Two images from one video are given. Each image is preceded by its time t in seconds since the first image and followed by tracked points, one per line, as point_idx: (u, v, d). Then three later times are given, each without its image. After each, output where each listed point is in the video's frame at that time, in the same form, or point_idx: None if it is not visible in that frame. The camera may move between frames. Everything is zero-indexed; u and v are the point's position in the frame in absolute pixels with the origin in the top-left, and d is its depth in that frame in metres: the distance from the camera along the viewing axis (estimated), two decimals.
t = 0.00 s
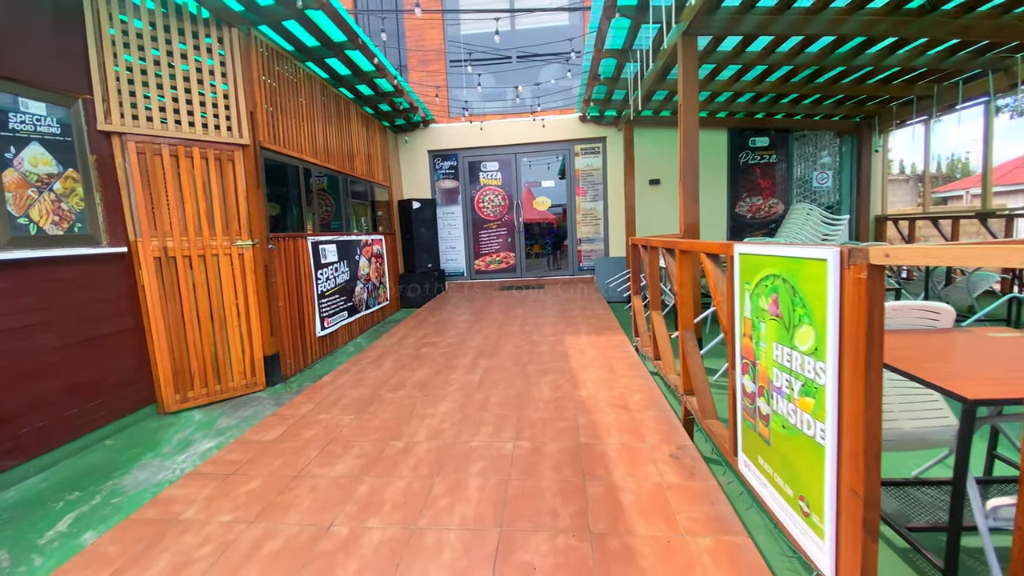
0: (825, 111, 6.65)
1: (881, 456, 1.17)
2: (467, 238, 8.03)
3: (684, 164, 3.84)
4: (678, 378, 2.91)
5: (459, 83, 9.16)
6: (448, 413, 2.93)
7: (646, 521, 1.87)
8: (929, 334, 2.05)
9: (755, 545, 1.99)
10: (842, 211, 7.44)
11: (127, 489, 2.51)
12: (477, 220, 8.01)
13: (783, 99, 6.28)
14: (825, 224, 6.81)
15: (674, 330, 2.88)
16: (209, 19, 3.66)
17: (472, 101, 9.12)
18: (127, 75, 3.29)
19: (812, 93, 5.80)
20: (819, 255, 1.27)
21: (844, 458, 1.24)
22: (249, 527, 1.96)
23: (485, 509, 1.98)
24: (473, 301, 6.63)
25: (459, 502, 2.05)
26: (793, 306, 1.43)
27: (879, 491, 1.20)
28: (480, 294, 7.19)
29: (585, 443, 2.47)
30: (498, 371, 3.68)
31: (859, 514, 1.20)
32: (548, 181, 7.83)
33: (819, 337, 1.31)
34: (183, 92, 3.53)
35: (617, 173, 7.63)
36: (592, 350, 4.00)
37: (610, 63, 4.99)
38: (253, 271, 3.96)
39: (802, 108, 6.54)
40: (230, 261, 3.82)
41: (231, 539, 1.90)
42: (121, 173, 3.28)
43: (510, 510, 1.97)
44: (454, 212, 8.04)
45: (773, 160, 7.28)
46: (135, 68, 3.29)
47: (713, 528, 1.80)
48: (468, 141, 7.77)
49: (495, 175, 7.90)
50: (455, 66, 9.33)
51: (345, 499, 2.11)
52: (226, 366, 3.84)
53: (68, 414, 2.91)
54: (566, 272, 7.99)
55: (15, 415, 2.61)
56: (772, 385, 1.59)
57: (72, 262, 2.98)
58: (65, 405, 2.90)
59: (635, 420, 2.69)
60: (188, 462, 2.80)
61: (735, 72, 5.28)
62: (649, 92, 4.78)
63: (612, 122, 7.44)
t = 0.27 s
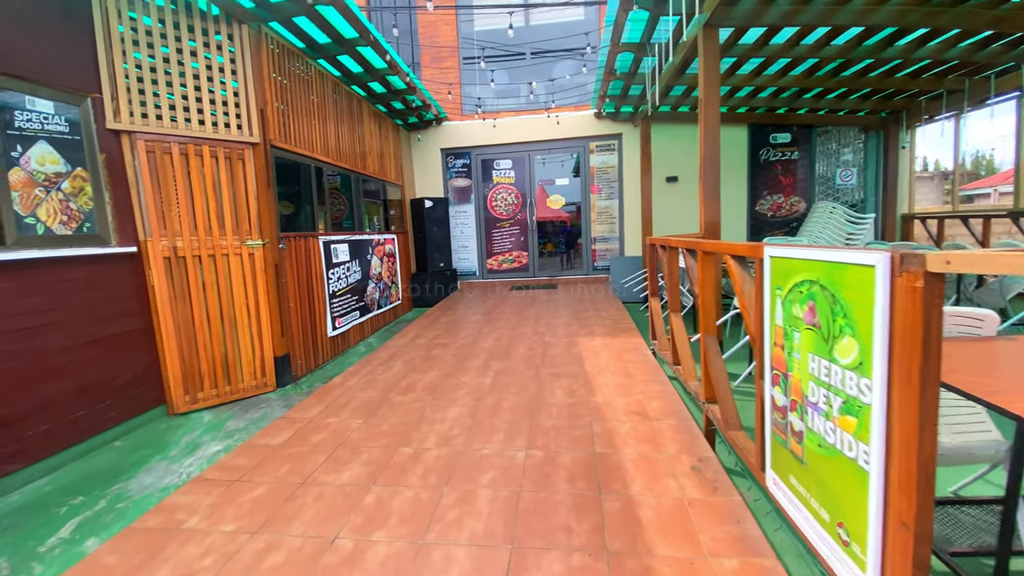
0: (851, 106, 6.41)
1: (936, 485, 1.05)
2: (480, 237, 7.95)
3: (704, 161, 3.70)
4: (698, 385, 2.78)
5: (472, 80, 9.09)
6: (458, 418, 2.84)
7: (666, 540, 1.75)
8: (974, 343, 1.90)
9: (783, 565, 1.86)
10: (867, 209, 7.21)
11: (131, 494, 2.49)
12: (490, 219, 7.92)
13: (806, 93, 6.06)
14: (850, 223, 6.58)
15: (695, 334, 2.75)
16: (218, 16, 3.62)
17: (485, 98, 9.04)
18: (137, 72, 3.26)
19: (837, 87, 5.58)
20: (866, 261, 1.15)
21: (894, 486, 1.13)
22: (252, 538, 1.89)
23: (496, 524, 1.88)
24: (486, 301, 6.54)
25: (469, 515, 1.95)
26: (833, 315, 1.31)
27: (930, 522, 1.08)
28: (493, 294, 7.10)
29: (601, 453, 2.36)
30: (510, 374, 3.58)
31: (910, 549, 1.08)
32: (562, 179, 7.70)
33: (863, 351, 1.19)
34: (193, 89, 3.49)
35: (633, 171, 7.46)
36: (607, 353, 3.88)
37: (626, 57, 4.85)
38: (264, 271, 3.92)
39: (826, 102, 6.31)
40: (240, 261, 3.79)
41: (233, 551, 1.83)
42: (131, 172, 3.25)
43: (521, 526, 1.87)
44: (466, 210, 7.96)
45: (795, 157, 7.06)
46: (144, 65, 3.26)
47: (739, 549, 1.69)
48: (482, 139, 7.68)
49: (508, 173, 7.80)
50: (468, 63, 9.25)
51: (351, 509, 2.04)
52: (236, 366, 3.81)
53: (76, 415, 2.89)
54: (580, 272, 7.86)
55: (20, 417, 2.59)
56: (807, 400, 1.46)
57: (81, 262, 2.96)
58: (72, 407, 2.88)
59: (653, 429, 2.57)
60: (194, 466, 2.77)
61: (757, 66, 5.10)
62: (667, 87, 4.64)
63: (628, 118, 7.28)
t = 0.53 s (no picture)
0: (875, 100, 6.19)
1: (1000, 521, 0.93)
2: (491, 236, 7.87)
3: (724, 158, 3.56)
4: (719, 392, 2.66)
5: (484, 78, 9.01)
6: (468, 424, 2.75)
7: (687, 560, 1.65)
8: None
9: None
10: (890, 207, 6.94)
11: (135, 499, 2.47)
12: (501, 217, 7.83)
13: (828, 87, 5.87)
14: (873, 221, 6.37)
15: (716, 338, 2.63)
16: (226, 12, 3.58)
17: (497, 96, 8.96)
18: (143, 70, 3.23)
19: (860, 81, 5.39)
20: (920, 265, 1.02)
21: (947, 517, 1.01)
22: (253, 549, 1.82)
23: (507, 539, 1.79)
24: (497, 301, 6.45)
25: (478, 529, 1.86)
26: (876, 324, 1.19)
27: (988, 559, 0.96)
28: (504, 293, 7.01)
29: (617, 463, 2.26)
30: (521, 378, 3.49)
31: None
32: (575, 177, 7.58)
33: (913, 366, 1.07)
34: (200, 87, 3.45)
35: (648, 168, 7.31)
36: (622, 357, 3.77)
37: (642, 51, 4.72)
38: (273, 271, 3.87)
39: (849, 97, 6.11)
40: (248, 261, 3.74)
41: (234, 563, 1.76)
42: (138, 171, 3.23)
43: (534, 542, 1.77)
44: (477, 209, 7.88)
45: (815, 154, 6.85)
46: (151, 62, 3.22)
47: (767, 572, 1.57)
48: (494, 136, 7.58)
49: (519, 171, 7.70)
50: (480, 61, 9.16)
51: (356, 520, 1.96)
52: (244, 367, 3.77)
53: (82, 417, 2.90)
54: (592, 271, 7.73)
55: (25, 419, 2.61)
56: (843, 415, 1.34)
57: (86, 262, 2.95)
58: (80, 407, 2.90)
59: (672, 438, 2.46)
60: (199, 470, 2.73)
61: (777, 60, 4.94)
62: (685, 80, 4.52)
63: (642, 115, 7.13)
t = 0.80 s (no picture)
0: (898, 95, 5.99)
1: None
2: (501, 234, 7.78)
3: (744, 154, 3.43)
4: (740, 399, 2.54)
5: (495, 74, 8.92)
6: (477, 429, 2.66)
7: None
8: None
9: None
10: (911, 205, 6.73)
11: (137, 505, 2.43)
12: (511, 215, 7.74)
13: (849, 81, 5.68)
14: (895, 220, 6.17)
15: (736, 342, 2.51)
16: (232, 7, 3.52)
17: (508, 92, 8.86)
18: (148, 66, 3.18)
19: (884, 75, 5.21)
20: (984, 272, 0.90)
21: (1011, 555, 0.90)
22: (253, 563, 1.75)
23: (518, 556, 1.70)
24: (507, 301, 6.35)
25: (488, 544, 1.77)
26: (928, 335, 1.07)
27: None
28: (514, 293, 6.91)
29: (633, 474, 2.15)
30: (532, 380, 3.39)
31: None
32: (586, 174, 7.45)
33: (973, 384, 0.95)
34: (206, 83, 3.39)
35: (661, 165, 7.16)
36: (636, 359, 3.65)
37: (657, 45, 4.58)
38: (280, 271, 3.82)
39: (871, 91, 5.92)
40: (255, 260, 3.69)
41: None
42: (143, 169, 3.18)
43: (546, 560, 1.68)
44: (487, 207, 7.79)
45: (834, 150, 6.66)
46: (156, 58, 3.17)
47: None
48: (504, 133, 7.48)
49: (530, 169, 7.60)
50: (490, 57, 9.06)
51: (360, 532, 1.88)
52: (251, 368, 3.72)
53: (87, 419, 2.88)
54: (603, 270, 7.61)
55: (27, 422, 2.58)
56: (886, 433, 1.23)
57: (90, 262, 2.91)
58: (84, 409, 2.87)
59: (690, 447, 2.35)
60: (203, 475, 2.68)
61: (797, 53, 4.78)
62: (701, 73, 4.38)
63: (656, 111, 6.98)
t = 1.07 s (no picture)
0: (920, 89, 5.80)
1: None
2: (509, 233, 7.68)
3: (763, 151, 3.31)
4: (760, 408, 2.42)
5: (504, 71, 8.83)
6: (486, 437, 2.57)
7: None
8: None
9: None
10: (933, 204, 6.51)
11: (138, 512, 2.37)
12: (520, 214, 7.64)
13: (870, 76, 5.51)
14: (916, 218, 5.97)
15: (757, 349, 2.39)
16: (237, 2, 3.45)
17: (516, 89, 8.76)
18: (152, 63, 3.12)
19: (906, 69, 5.03)
20: None
21: None
22: None
23: None
24: (515, 301, 6.26)
25: (496, 562, 1.68)
26: (987, 352, 0.96)
27: None
28: (523, 293, 6.81)
29: (649, 488, 2.05)
30: (542, 385, 3.29)
31: None
32: (596, 172, 7.33)
33: None
34: (210, 80, 3.33)
35: (673, 163, 7.01)
36: (649, 363, 3.54)
37: (670, 39, 4.46)
38: (285, 271, 3.76)
39: (891, 86, 5.73)
40: (260, 261, 3.63)
41: None
42: (146, 168, 3.13)
43: None
44: (496, 206, 7.70)
45: (852, 147, 6.47)
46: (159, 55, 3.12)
47: None
48: (513, 131, 7.38)
49: (539, 167, 7.49)
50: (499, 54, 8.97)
51: (363, 547, 1.80)
52: (256, 370, 3.67)
53: (89, 423, 2.83)
54: (613, 270, 7.48)
55: (28, 426, 2.53)
56: (934, 457, 1.11)
57: (92, 263, 2.86)
58: (86, 413, 2.82)
59: (709, 458, 2.24)
60: (205, 481, 2.62)
61: (816, 46, 4.63)
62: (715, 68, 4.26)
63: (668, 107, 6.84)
